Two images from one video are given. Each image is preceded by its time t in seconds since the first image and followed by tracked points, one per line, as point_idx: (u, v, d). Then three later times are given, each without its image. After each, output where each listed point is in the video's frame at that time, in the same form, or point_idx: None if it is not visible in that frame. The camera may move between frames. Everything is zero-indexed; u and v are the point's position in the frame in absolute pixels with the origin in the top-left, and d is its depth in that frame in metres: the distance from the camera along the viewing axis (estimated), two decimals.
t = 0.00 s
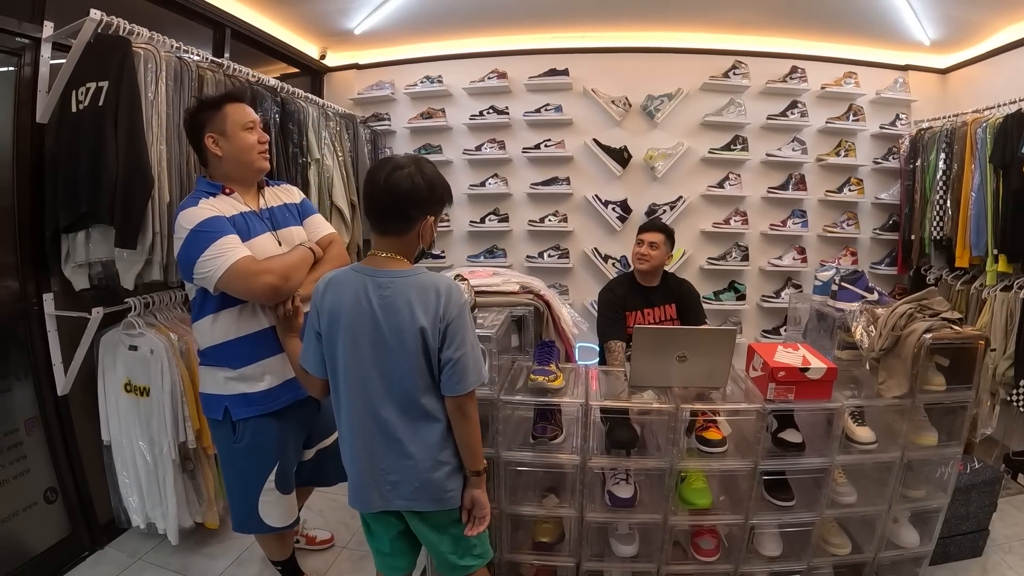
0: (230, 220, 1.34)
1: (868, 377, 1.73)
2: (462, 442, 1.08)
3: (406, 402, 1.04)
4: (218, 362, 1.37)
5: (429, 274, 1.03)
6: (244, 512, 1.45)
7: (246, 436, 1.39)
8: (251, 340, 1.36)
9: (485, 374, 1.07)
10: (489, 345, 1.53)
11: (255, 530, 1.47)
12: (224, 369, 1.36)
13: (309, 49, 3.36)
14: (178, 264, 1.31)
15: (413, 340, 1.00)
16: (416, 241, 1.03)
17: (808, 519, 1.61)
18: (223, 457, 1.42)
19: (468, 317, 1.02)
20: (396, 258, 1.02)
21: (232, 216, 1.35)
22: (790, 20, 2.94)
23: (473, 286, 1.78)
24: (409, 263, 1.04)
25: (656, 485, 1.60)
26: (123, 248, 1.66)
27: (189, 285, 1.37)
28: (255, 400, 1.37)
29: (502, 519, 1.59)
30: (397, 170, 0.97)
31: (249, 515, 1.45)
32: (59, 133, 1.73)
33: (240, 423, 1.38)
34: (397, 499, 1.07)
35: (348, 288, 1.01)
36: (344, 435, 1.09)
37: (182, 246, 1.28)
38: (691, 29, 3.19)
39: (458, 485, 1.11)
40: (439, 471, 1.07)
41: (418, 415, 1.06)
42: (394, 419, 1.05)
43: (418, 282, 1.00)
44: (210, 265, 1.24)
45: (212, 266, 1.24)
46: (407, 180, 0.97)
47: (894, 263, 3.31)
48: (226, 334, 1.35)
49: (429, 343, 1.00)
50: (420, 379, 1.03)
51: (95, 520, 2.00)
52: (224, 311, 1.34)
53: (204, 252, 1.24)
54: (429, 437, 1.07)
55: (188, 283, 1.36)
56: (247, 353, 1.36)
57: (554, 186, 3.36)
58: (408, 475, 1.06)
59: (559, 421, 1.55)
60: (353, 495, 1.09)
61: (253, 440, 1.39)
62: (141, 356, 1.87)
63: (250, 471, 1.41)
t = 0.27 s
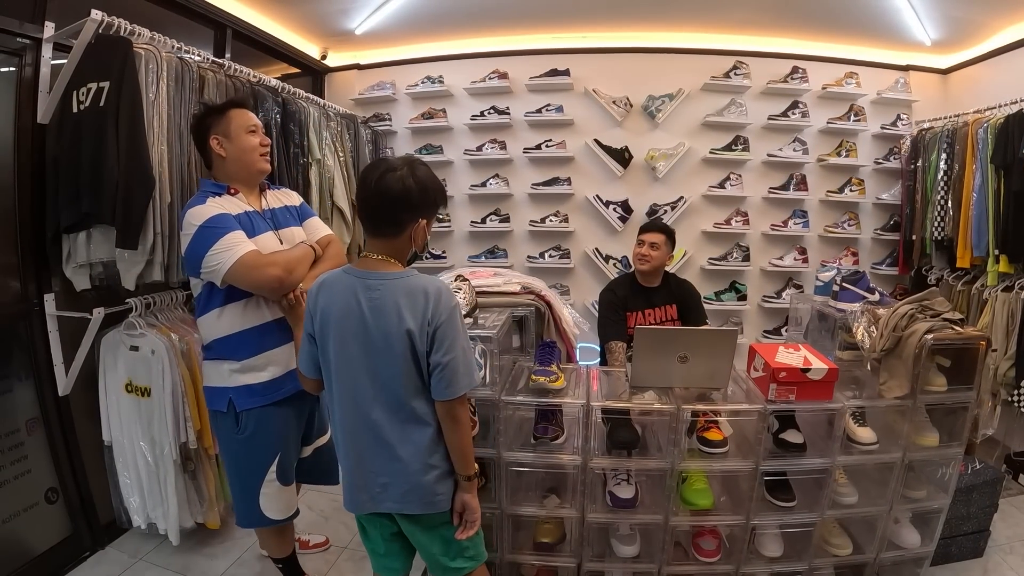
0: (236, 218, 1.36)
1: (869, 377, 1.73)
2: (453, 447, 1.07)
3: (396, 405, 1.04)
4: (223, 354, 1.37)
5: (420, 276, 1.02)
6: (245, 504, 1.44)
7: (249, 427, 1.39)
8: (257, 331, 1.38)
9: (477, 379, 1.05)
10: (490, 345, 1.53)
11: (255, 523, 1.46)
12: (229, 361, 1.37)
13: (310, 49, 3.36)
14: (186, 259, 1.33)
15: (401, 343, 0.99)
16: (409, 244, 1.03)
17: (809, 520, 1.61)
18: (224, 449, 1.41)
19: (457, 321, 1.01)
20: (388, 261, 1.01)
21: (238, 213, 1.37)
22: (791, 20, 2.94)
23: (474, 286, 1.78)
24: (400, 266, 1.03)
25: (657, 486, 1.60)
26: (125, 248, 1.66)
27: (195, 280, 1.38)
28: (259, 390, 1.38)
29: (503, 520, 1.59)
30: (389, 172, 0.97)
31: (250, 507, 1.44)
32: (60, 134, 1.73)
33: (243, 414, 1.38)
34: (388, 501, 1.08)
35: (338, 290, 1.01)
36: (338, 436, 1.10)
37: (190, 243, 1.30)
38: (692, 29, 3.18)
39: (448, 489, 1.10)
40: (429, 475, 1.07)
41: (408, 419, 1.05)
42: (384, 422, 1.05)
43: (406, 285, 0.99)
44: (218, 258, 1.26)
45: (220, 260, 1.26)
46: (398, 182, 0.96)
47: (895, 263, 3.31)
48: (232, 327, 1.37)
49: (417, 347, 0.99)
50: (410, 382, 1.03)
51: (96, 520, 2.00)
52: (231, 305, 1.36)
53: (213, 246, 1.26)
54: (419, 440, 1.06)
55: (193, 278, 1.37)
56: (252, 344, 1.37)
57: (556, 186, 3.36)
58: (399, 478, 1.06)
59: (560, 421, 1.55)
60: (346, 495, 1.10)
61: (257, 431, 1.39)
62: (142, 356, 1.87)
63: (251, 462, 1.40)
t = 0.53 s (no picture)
0: (243, 216, 1.38)
1: (870, 377, 1.73)
2: (443, 451, 1.06)
3: (387, 406, 1.04)
4: (221, 348, 1.39)
5: (411, 278, 1.01)
6: (249, 492, 1.46)
7: (251, 416, 1.40)
8: (258, 325, 1.41)
9: (468, 383, 1.03)
10: (489, 345, 1.53)
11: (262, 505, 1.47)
12: (228, 354, 1.38)
13: (311, 49, 3.36)
14: (192, 252, 1.35)
15: (391, 345, 0.98)
16: (403, 244, 1.03)
17: (809, 520, 1.61)
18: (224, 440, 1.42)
19: (447, 324, 0.99)
20: (381, 261, 1.02)
21: (245, 212, 1.39)
22: (792, 20, 2.94)
23: (474, 286, 1.78)
24: (394, 266, 1.03)
25: (658, 486, 1.60)
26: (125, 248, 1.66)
27: (199, 273, 1.39)
28: (258, 379, 1.40)
29: (503, 520, 1.59)
30: (382, 173, 0.96)
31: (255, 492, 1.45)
32: (60, 134, 1.73)
33: (245, 405, 1.39)
34: (378, 502, 1.08)
35: (330, 290, 1.01)
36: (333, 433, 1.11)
37: (198, 238, 1.32)
38: (692, 29, 3.18)
39: (440, 491, 1.10)
40: (420, 476, 1.06)
41: (399, 420, 1.05)
42: (375, 422, 1.05)
43: (396, 287, 0.98)
44: (227, 254, 1.29)
45: (229, 256, 1.29)
46: (391, 183, 0.96)
47: (895, 263, 3.31)
48: (234, 321, 1.39)
49: (407, 349, 0.99)
50: (401, 383, 1.02)
51: (96, 519, 2.00)
52: (235, 300, 1.38)
53: (223, 242, 1.29)
54: (410, 442, 1.06)
55: (198, 271, 1.39)
56: (253, 336, 1.40)
57: (556, 186, 3.36)
58: (389, 478, 1.06)
59: (560, 421, 1.55)
60: (339, 493, 1.11)
61: (258, 419, 1.40)
62: (142, 356, 1.87)
63: (254, 450, 1.42)
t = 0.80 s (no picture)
0: (249, 214, 1.38)
1: (871, 377, 1.73)
2: (441, 452, 1.06)
3: (386, 406, 1.04)
4: (217, 343, 1.39)
5: (410, 278, 1.00)
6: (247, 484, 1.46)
7: (247, 410, 1.40)
8: (253, 320, 1.42)
9: (467, 384, 1.02)
10: (490, 345, 1.52)
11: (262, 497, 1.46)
12: (223, 348, 1.38)
13: (311, 49, 3.36)
14: (197, 244, 1.35)
15: (389, 345, 0.98)
16: (402, 244, 1.03)
17: (810, 519, 1.61)
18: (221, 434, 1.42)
19: (446, 324, 0.99)
20: (380, 261, 1.01)
21: (250, 210, 1.39)
22: (793, 19, 2.94)
23: (475, 285, 1.78)
24: (393, 266, 1.03)
25: (659, 486, 1.60)
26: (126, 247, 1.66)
27: (200, 265, 1.39)
28: (252, 372, 1.40)
29: (503, 519, 1.59)
30: (381, 172, 0.96)
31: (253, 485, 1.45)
32: (61, 133, 1.73)
33: (241, 398, 1.39)
34: (377, 502, 1.07)
35: (328, 290, 1.01)
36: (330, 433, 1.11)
37: (204, 230, 1.33)
38: (693, 28, 3.18)
39: (439, 491, 1.09)
40: (419, 476, 1.06)
41: (397, 419, 1.05)
42: (373, 421, 1.05)
43: (395, 287, 0.98)
44: (230, 248, 1.29)
45: (232, 251, 1.29)
46: (391, 183, 0.95)
47: (896, 263, 3.31)
48: (230, 316, 1.39)
49: (406, 349, 0.98)
50: (400, 383, 1.02)
51: (96, 518, 2.00)
52: (233, 295, 1.38)
53: (228, 237, 1.29)
54: (409, 442, 1.06)
55: (200, 263, 1.38)
56: (249, 331, 1.41)
57: (557, 186, 3.36)
58: (388, 478, 1.06)
59: (561, 421, 1.55)
60: (337, 492, 1.10)
61: (254, 411, 1.41)
62: (143, 355, 1.87)
63: (250, 442, 1.42)
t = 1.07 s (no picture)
0: (248, 212, 1.39)
1: (871, 376, 1.73)
2: (443, 452, 1.06)
3: (387, 407, 1.04)
4: (215, 339, 1.39)
5: (414, 280, 1.01)
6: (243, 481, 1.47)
7: (243, 407, 1.40)
8: (252, 317, 1.42)
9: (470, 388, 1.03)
10: (490, 344, 1.52)
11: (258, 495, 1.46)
12: (220, 345, 1.39)
13: (312, 49, 3.36)
14: (196, 241, 1.36)
15: (393, 346, 0.98)
16: (407, 245, 1.05)
17: (810, 519, 1.61)
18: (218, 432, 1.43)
19: (450, 327, 0.99)
20: (387, 263, 1.02)
21: (250, 208, 1.40)
22: (793, 19, 2.94)
23: (475, 285, 1.79)
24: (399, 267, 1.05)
25: (659, 485, 1.60)
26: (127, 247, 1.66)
27: (199, 262, 1.40)
28: (249, 370, 1.40)
29: (504, 518, 1.59)
30: (392, 176, 0.96)
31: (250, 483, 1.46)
32: (61, 133, 1.73)
33: (237, 396, 1.39)
34: (375, 503, 1.07)
35: (332, 291, 1.01)
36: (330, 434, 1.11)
37: (204, 227, 1.33)
38: (693, 28, 3.18)
39: (439, 490, 1.09)
40: (418, 477, 1.06)
41: (398, 421, 1.05)
42: (374, 423, 1.04)
43: (399, 289, 0.98)
44: (229, 245, 1.29)
45: (231, 247, 1.29)
46: (403, 187, 0.96)
47: (897, 263, 3.31)
48: (228, 313, 1.39)
49: (409, 351, 0.99)
50: (402, 385, 1.02)
51: (97, 517, 2.00)
52: (232, 292, 1.39)
53: (227, 234, 1.29)
54: (409, 443, 1.06)
55: (199, 260, 1.39)
56: (246, 328, 1.41)
57: (557, 186, 3.36)
58: (387, 479, 1.06)
59: (561, 420, 1.55)
60: (335, 493, 1.10)
61: (250, 408, 1.41)
62: (143, 355, 1.87)
63: (246, 440, 1.43)
